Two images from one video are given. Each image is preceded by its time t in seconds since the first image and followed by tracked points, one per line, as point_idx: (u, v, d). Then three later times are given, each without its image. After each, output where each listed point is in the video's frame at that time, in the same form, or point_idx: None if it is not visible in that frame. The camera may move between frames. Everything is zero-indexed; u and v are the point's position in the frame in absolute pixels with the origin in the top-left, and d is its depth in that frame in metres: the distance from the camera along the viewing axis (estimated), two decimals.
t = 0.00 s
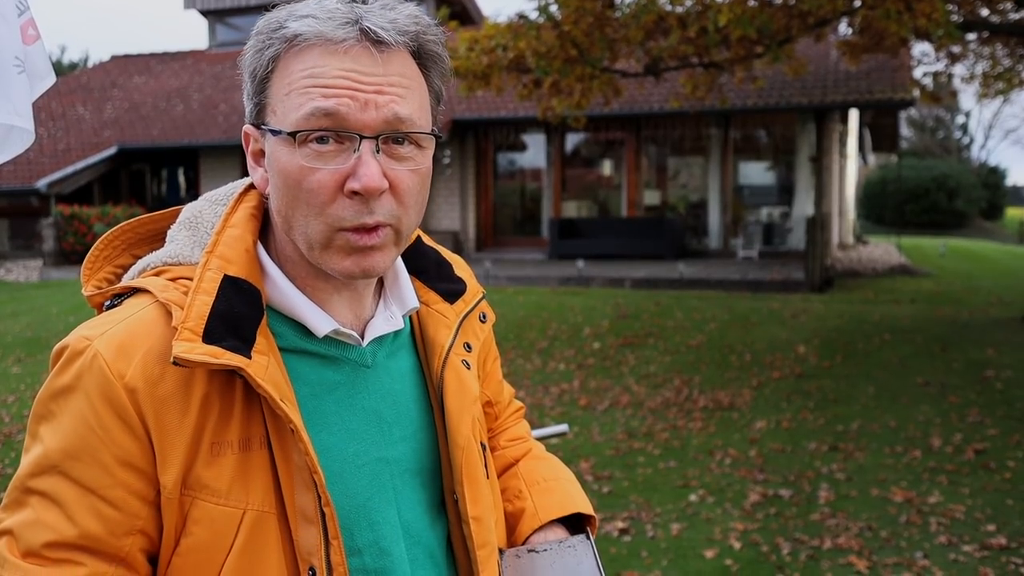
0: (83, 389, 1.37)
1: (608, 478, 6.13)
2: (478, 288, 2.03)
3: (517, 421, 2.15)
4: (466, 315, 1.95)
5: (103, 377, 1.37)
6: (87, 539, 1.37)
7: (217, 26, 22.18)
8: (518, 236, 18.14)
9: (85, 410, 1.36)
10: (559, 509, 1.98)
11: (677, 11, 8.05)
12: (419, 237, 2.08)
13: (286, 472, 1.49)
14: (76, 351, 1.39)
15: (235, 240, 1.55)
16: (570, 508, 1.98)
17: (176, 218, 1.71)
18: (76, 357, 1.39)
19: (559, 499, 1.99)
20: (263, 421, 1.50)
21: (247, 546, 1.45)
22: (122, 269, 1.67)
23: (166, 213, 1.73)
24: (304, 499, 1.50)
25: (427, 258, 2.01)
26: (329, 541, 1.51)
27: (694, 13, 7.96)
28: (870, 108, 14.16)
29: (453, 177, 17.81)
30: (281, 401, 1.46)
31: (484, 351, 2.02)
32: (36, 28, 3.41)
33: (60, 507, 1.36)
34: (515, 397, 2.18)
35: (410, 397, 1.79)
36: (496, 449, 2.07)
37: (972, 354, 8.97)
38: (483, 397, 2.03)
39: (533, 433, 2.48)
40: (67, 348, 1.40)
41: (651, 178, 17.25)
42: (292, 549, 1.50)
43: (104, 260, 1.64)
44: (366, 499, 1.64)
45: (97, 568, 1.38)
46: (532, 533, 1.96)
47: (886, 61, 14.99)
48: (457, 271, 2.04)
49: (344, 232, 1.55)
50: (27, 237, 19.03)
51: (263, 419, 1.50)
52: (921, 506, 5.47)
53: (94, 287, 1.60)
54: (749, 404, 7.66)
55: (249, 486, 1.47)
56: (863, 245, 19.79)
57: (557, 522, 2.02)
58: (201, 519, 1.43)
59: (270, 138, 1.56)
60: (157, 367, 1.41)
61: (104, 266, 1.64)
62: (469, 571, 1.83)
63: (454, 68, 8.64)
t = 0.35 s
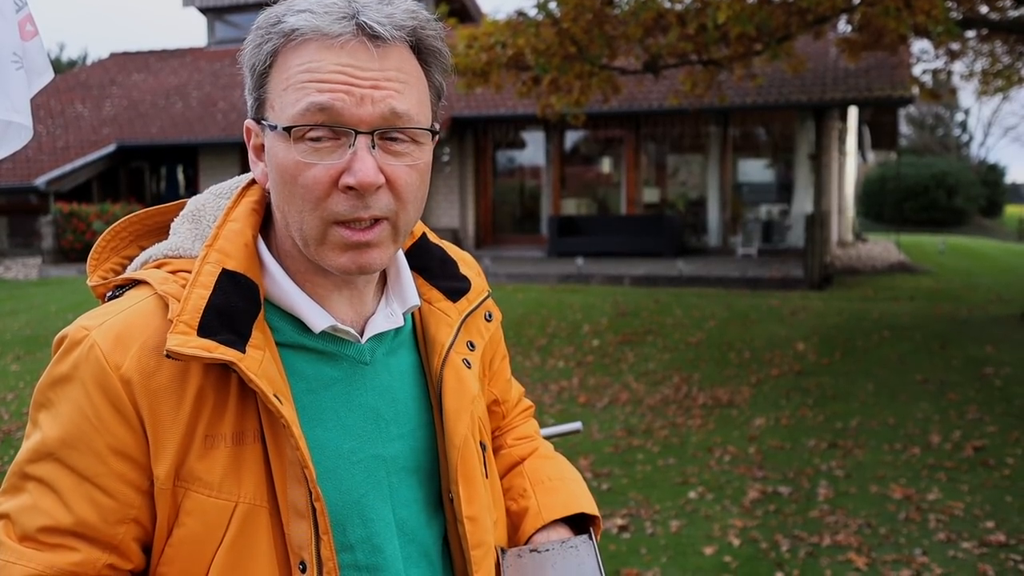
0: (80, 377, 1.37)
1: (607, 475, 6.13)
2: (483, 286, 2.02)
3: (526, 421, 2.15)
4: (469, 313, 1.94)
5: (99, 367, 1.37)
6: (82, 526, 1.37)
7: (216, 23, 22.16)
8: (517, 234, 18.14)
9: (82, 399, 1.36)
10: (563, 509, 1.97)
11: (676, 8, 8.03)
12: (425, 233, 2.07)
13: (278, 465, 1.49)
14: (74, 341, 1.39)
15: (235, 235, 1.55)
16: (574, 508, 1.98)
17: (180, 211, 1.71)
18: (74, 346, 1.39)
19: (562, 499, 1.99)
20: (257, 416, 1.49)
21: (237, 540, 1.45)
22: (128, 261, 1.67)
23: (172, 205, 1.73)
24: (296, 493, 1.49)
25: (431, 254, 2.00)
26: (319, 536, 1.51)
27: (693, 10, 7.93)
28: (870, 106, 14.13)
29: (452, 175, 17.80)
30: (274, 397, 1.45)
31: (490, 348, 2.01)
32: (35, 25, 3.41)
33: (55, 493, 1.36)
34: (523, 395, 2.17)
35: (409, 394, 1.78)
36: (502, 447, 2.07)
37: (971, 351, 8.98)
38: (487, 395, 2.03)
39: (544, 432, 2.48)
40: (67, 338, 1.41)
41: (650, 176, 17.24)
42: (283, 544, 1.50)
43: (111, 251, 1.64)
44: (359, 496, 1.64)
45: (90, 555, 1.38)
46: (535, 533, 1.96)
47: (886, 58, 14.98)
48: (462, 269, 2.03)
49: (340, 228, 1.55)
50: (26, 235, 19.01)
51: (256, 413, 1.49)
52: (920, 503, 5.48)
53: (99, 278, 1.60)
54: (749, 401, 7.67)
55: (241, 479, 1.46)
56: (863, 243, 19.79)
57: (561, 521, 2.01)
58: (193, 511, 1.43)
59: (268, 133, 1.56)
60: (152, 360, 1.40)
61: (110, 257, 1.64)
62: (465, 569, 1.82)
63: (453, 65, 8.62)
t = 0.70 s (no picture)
0: (71, 360, 1.36)
1: (606, 472, 6.13)
2: (488, 280, 2.01)
3: (533, 415, 2.15)
4: (473, 307, 1.93)
5: (92, 353, 1.36)
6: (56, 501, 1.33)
7: (216, 20, 22.12)
8: (517, 230, 18.14)
9: (74, 382, 1.36)
10: (568, 505, 1.97)
11: (676, 5, 8.01)
12: (430, 227, 2.07)
13: (272, 458, 1.48)
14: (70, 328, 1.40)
15: (233, 229, 1.55)
16: (578, 505, 1.97)
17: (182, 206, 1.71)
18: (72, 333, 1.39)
19: (566, 495, 1.98)
20: (253, 408, 1.49)
21: (229, 535, 1.45)
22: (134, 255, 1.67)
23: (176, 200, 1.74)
24: (289, 488, 1.48)
25: (435, 249, 2.00)
26: (312, 529, 1.49)
27: (693, 7, 7.92)
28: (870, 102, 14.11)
29: (452, 171, 17.79)
30: (268, 390, 1.45)
31: (495, 343, 2.01)
32: (34, 21, 3.39)
33: (34, 466, 1.33)
34: (530, 390, 2.17)
35: (410, 387, 1.78)
36: (509, 443, 2.07)
37: (971, 348, 8.98)
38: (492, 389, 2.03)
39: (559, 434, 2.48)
40: (63, 327, 1.41)
41: (650, 173, 17.22)
42: (275, 538, 1.49)
43: (117, 245, 1.64)
44: (356, 489, 1.64)
45: (53, 530, 1.33)
46: (539, 527, 1.96)
47: (886, 56, 14.97)
48: (466, 263, 2.03)
49: (312, 240, 1.57)
50: (26, 232, 18.99)
51: (252, 406, 1.49)
52: (919, 500, 5.48)
53: (104, 271, 1.60)
54: (749, 398, 7.67)
55: (235, 472, 1.46)
56: (862, 239, 19.79)
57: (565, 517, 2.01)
58: (185, 503, 1.43)
59: (245, 145, 1.58)
60: (148, 351, 1.41)
61: (116, 250, 1.64)
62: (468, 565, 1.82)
63: (452, 61, 8.60)
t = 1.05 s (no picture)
0: (83, 372, 1.36)
1: (606, 471, 6.13)
2: (478, 279, 2.02)
3: (522, 418, 2.14)
4: (466, 305, 1.94)
5: (104, 360, 1.36)
6: (88, 524, 1.35)
7: (216, 19, 22.12)
8: (517, 229, 18.14)
9: (85, 395, 1.35)
10: (561, 508, 1.98)
11: (676, 4, 8.01)
12: (419, 228, 2.07)
13: (283, 456, 1.49)
14: (76, 335, 1.38)
15: (234, 228, 1.55)
16: (572, 507, 1.98)
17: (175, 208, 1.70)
18: (76, 341, 1.39)
19: (560, 497, 1.99)
20: (260, 406, 1.49)
21: (246, 530, 1.45)
22: (125, 259, 1.66)
23: (169, 203, 1.72)
24: (302, 484, 1.49)
25: (426, 248, 2.00)
26: (327, 525, 1.51)
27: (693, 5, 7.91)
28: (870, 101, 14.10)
29: (451, 170, 17.78)
30: (278, 386, 1.45)
31: (487, 342, 2.01)
32: (34, 19, 3.38)
33: (59, 492, 1.34)
34: (519, 392, 2.16)
35: (409, 386, 1.78)
36: (500, 445, 2.07)
37: (971, 348, 8.98)
38: (485, 391, 2.02)
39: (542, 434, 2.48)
40: (67, 333, 1.39)
41: (650, 172, 17.22)
42: (288, 535, 1.50)
43: (108, 249, 1.63)
44: (363, 487, 1.63)
45: (94, 556, 1.36)
46: (534, 530, 1.96)
47: (885, 55, 14.97)
48: (457, 262, 2.03)
49: (334, 227, 1.55)
50: (25, 231, 18.98)
51: (260, 405, 1.49)
52: (919, 499, 5.48)
53: (97, 276, 1.59)
54: (748, 397, 7.67)
55: (247, 471, 1.46)
56: (862, 239, 19.81)
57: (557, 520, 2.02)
58: (199, 504, 1.42)
59: (269, 128, 1.55)
60: (156, 351, 1.40)
61: (108, 255, 1.63)
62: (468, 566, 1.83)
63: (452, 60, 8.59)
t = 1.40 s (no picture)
0: (76, 378, 1.36)
1: (606, 471, 6.13)
2: (474, 280, 2.02)
3: (514, 417, 2.14)
4: (462, 307, 1.94)
5: (98, 366, 1.36)
6: (85, 531, 1.36)
7: (216, 19, 22.13)
8: (517, 229, 18.14)
9: (78, 400, 1.36)
10: (558, 504, 1.98)
11: (676, 4, 8.01)
12: (414, 229, 2.07)
13: (281, 460, 1.49)
14: (71, 342, 1.39)
15: (229, 231, 1.54)
16: (568, 503, 1.98)
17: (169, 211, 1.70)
18: (70, 348, 1.39)
19: (556, 493, 1.99)
20: (258, 411, 1.49)
21: (242, 536, 1.44)
22: (117, 263, 1.66)
23: (161, 206, 1.72)
24: (299, 488, 1.50)
25: (422, 249, 2.00)
26: (324, 531, 1.51)
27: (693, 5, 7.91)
28: (870, 101, 14.09)
29: (452, 170, 17.78)
30: (274, 390, 1.44)
31: (481, 343, 2.01)
32: (34, 20, 3.38)
33: (54, 501, 1.35)
34: (511, 392, 2.16)
35: (405, 388, 1.78)
36: (493, 444, 2.07)
37: (971, 347, 8.98)
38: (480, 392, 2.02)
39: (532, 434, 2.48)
40: (61, 340, 1.40)
41: (650, 172, 17.22)
42: (287, 539, 1.50)
43: (99, 253, 1.63)
44: (360, 490, 1.63)
45: (93, 561, 1.37)
46: (530, 527, 1.96)
47: (886, 54, 14.98)
48: (453, 263, 2.03)
49: (342, 228, 1.54)
50: (25, 231, 18.99)
51: (257, 408, 1.49)
52: (919, 499, 5.48)
53: (88, 280, 1.59)
54: (748, 397, 7.67)
55: (243, 475, 1.46)
56: (862, 239, 19.82)
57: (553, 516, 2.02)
58: (196, 509, 1.42)
59: (271, 130, 1.54)
60: (151, 356, 1.40)
61: (98, 259, 1.63)
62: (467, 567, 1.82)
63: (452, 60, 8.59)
